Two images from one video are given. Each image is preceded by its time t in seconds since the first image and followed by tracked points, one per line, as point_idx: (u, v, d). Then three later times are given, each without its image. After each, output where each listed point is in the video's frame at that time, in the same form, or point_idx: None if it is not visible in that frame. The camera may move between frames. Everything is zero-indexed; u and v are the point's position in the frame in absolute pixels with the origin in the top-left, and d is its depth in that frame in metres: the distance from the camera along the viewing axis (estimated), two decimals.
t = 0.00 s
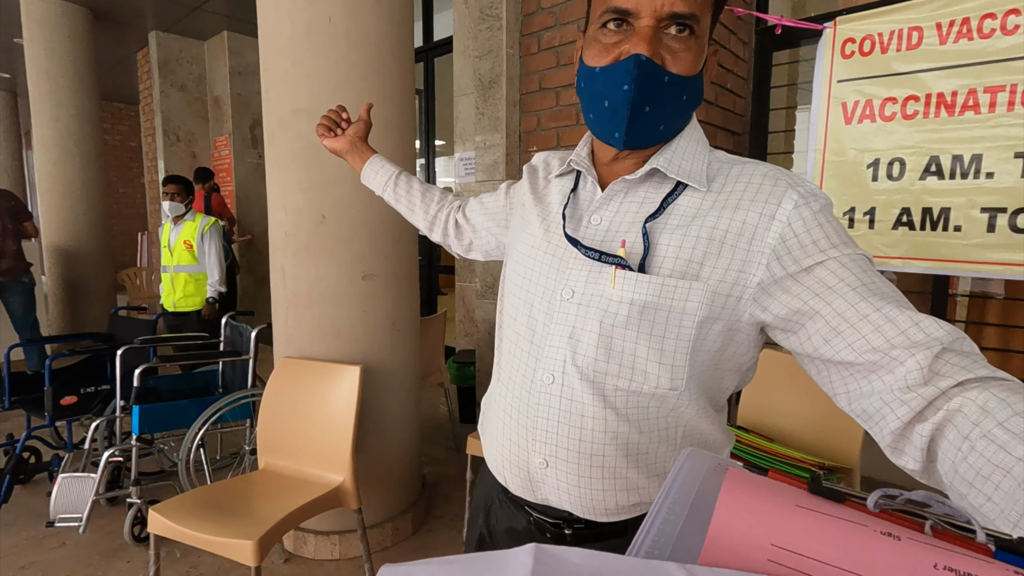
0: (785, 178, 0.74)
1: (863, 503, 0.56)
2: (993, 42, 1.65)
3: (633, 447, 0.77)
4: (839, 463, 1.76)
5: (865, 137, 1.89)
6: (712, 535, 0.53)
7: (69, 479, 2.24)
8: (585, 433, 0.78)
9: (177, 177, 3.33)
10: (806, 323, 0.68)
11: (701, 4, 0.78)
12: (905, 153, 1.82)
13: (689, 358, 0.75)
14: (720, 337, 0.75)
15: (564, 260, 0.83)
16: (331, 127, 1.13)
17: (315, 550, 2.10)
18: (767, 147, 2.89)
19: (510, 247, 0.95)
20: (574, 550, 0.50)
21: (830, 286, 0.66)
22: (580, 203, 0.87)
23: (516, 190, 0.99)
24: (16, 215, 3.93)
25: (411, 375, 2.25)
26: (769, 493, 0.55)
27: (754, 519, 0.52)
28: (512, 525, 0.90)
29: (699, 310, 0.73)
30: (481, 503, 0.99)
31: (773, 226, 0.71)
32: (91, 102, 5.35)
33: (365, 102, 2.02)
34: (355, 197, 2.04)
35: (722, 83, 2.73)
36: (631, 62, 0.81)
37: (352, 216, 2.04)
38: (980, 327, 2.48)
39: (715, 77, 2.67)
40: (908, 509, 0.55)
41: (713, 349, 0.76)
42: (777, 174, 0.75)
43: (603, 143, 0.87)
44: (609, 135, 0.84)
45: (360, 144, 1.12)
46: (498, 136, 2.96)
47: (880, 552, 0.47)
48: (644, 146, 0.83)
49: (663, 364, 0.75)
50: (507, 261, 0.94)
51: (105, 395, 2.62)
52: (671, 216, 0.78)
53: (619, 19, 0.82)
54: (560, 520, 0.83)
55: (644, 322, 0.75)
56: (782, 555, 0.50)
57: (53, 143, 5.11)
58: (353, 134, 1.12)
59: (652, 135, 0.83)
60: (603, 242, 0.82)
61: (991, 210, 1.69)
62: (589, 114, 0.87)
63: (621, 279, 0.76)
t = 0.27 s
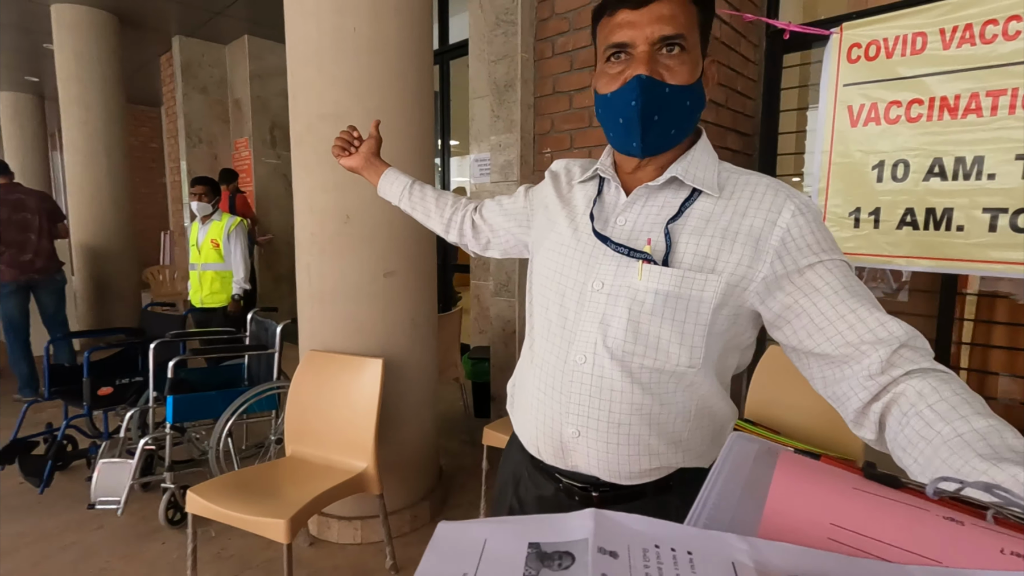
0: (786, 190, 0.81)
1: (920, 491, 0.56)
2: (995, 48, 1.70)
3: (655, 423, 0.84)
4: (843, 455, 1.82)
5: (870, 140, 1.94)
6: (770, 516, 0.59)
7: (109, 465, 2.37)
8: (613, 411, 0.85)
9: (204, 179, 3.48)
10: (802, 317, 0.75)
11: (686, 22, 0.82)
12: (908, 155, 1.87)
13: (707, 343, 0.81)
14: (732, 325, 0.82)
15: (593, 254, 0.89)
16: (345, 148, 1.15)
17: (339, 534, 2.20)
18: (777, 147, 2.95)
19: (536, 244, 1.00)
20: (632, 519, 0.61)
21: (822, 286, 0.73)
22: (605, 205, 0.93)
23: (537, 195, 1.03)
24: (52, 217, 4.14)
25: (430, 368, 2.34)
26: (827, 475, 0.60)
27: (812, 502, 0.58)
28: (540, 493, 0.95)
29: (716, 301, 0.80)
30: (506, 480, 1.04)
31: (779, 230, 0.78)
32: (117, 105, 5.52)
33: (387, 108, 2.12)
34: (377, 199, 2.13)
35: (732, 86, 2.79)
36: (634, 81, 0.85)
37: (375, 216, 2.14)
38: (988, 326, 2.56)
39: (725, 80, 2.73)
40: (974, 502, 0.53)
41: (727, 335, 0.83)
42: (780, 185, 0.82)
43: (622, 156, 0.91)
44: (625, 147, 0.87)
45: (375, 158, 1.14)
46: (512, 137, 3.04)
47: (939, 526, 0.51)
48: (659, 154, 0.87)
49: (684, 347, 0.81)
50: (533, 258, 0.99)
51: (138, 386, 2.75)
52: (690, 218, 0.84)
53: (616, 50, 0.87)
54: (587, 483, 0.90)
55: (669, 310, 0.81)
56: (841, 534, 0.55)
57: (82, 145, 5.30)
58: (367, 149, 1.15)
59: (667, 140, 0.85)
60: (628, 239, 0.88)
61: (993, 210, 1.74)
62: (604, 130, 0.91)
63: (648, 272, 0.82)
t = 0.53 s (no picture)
0: (718, 192, 0.96)
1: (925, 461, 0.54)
2: (961, 54, 1.82)
3: (618, 383, 0.97)
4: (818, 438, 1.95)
5: (848, 141, 2.06)
6: (784, 490, 0.57)
7: (138, 445, 2.55)
8: (583, 374, 0.97)
9: (225, 180, 3.70)
10: (726, 296, 0.88)
11: (642, 55, 0.96)
12: (882, 155, 1.99)
13: (659, 315, 0.95)
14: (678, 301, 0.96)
15: (565, 241, 1.02)
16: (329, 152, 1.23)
17: (349, 511, 2.36)
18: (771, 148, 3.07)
19: (512, 236, 1.12)
20: (659, 496, 0.58)
21: (740, 273, 0.88)
22: (573, 202, 1.06)
23: (514, 195, 1.15)
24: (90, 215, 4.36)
25: (434, 357, 2.49)
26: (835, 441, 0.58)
27: (824, 471, 0.56)
28: (523, 447, 1.07)
29: (666, 281, 0.94)
30: (492, 440, 1.15)
31: (713, 223, 0.92)
32: (138, 108, 5.74)
33: (394, 113, 2.27)
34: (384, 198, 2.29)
35: (725, 89, 2.90)
36: (597, 99, 0.97)
37: (383, 214, 2.29)
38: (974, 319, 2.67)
39: (718, 84, 2.85)
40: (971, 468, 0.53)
41: (677, 309, 0.97)
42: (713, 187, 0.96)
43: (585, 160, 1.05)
44: (586, 151, 1.01)
45: (357, 162, 1.23)
46: (514, 138, 3.18)
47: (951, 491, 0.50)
48: (616, 159, 1.01)
49: (643, 318, 0.95)
50: (513, 249, 1.11)
51: (163, 374, 2.94)
52: (643, 212, 0.98)
53: (584, 73, 1.00)
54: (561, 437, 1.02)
55: (630, 287, 0.94)
56: (854, 504, 0.53)
57: (106, 147, 5.53)
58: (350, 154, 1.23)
59: (622, 147, 0.99)
60: (594, 229, 1.01)
61: (960, 208, 1.85)
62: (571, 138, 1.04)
63: (612, 256, 0.96)
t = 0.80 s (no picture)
0: (667, 188, 1.09)
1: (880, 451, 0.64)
2: (929, 57, 1.88)
3: (580, 351, 1.10)
4: (793, 420, 2.05)
5: (823, 139, 2.16)
6: (757, 486, 0.55)
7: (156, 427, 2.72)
8: (551, 343, 1.10)
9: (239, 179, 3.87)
10: (668, 278, 1.01)
11: (599, 69, 1.09)
12: (855, 153, 2.07)
13: (617, 293, 1.08)
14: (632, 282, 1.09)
15: (537, 227, 1.14)
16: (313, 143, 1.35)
17: (353, 489, 2.51)
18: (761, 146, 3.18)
19: (490, 223, 1.24)
20: (626, 510, 0.55)
21: (681, 259, 1.01)
22: (543, 194, 1.18)
23: (493, 187, 1.28)
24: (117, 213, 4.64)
25: (434, 346, 2.63)
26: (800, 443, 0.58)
27: (790, 467, 0.55)
28: (498, 410, 1.19)
29: (622, 263, 1.06)
30: (472, 404, 1.27)
31: (661, 214, 1.06)
32: (156, 110, 5.96)
33: (395, 115, 2.41)
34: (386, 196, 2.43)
35: (716, 90, 3.01)
36: (562, 106, 1.09)
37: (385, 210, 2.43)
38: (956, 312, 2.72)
39: (709, 85, 2.96)
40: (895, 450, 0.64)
41: (632, 288, 1.10)
42: (663, 184, 1.09)
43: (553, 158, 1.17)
44: (553, 151, 1.12)
45: (338, 155, 1.35)
46: (513, 138, 3.31)
47: (909, 488, 0.52)
48: (580, 158, 1.13)
49: (602, 296, 1.08)
50: (491, 234, 1.23)
51: (180, 361, 3.11)
52: (604, 203, 1.10)
53: (550, 84, 1.12)
54: (531, 394, 1.14)
55: (593, 268, 1.07)
56: (822, 503, 0.53)
57: (125, 147, 5.75)
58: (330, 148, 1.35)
59: (585, 145, 1.10)
60: (562, 217, 1.13)
61: (927, 202, 1.96)
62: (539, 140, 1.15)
63: (577, 240, 1.08)
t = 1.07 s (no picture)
0: (655, 194, 1.17)
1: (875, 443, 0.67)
2: (922, 64, 1.91)
3: (579, 346, 1.18)
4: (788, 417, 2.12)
5: (822, 144, 2.17)
6: (741, 470, 0.59)
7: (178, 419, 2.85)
8: (552, 339, 1.17)
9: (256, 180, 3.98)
10: (658, 278, 1.09)
11: (592, 84, 1.17)
12: (851, 157, 2.10)
13: (612, 292, 1.16)
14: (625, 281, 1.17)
15: (537, 232, 1.20)
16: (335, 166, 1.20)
17: (363, 481, 2.61)
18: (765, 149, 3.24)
19: (492, 228, 1.30)
20: (612, 482, 0.58)
21: (669, 261, 1.10)
22: (542, 200, 1.25)
23: (490, 198, 1.34)
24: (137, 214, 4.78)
25: (441, 344, 2.71)
26: (789, 437, 0.63)
27: (776, 455, 0.60)
28: (500, 399, 1.27)
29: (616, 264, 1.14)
30: (476, 393, 1.34)
31: (651, 219, 1.14)
32: (174, 113, 6.12)
33: (406, 120, 2.51)
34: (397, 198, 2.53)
35: (719, 94, 3.08)
36: (559, 118, 1.16)
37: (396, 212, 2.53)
38: (955, 313, 2.75)
39: (712, 89, 3.02)
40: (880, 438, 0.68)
41: (625, 287, 1.18)
42: (651, 191, 1.18)
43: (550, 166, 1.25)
44: (550, 159, 1.20)
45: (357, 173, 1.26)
46: (520, 141, 3.40)
47: (891, 474, 0.55)
48: (575, 165, 1.21)
49: (598, 294, 1.15)
50: (493, 239, 1.29)
51: (199, 356, 3.23)
52: (599, 208, 1.17)
53: (547, 99, 1.20)
54: (533, 384, 1.21)
55: (590, 268, 1.14)
56: (803, 481, 0.56)
57: (144, 149, 5.92)
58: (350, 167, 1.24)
59: (580, 153, 1.19)
60: (561, 221, 1.21)
61: (920, 206, 2.04)
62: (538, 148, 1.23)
63: (575, 242, 1.15)
